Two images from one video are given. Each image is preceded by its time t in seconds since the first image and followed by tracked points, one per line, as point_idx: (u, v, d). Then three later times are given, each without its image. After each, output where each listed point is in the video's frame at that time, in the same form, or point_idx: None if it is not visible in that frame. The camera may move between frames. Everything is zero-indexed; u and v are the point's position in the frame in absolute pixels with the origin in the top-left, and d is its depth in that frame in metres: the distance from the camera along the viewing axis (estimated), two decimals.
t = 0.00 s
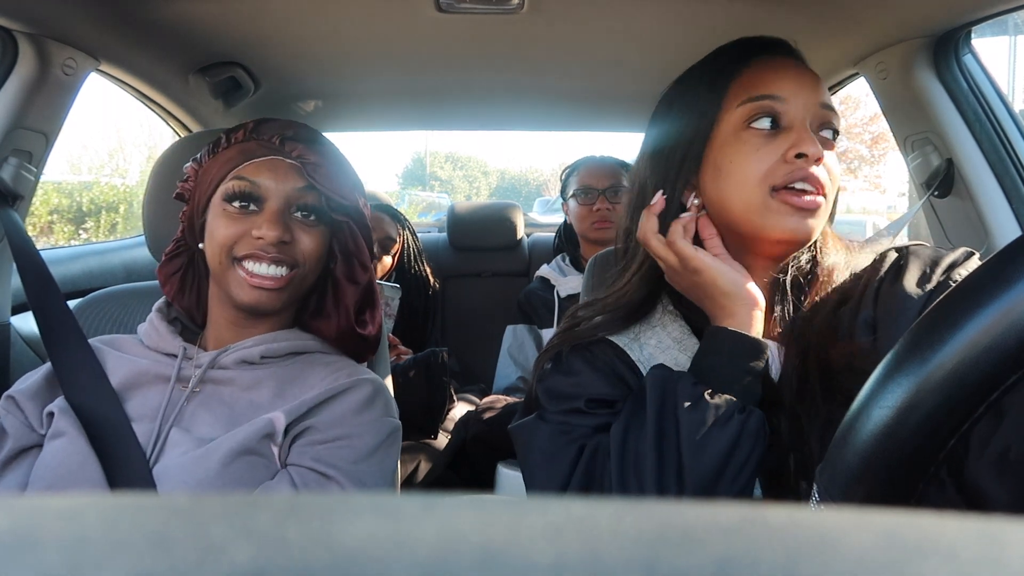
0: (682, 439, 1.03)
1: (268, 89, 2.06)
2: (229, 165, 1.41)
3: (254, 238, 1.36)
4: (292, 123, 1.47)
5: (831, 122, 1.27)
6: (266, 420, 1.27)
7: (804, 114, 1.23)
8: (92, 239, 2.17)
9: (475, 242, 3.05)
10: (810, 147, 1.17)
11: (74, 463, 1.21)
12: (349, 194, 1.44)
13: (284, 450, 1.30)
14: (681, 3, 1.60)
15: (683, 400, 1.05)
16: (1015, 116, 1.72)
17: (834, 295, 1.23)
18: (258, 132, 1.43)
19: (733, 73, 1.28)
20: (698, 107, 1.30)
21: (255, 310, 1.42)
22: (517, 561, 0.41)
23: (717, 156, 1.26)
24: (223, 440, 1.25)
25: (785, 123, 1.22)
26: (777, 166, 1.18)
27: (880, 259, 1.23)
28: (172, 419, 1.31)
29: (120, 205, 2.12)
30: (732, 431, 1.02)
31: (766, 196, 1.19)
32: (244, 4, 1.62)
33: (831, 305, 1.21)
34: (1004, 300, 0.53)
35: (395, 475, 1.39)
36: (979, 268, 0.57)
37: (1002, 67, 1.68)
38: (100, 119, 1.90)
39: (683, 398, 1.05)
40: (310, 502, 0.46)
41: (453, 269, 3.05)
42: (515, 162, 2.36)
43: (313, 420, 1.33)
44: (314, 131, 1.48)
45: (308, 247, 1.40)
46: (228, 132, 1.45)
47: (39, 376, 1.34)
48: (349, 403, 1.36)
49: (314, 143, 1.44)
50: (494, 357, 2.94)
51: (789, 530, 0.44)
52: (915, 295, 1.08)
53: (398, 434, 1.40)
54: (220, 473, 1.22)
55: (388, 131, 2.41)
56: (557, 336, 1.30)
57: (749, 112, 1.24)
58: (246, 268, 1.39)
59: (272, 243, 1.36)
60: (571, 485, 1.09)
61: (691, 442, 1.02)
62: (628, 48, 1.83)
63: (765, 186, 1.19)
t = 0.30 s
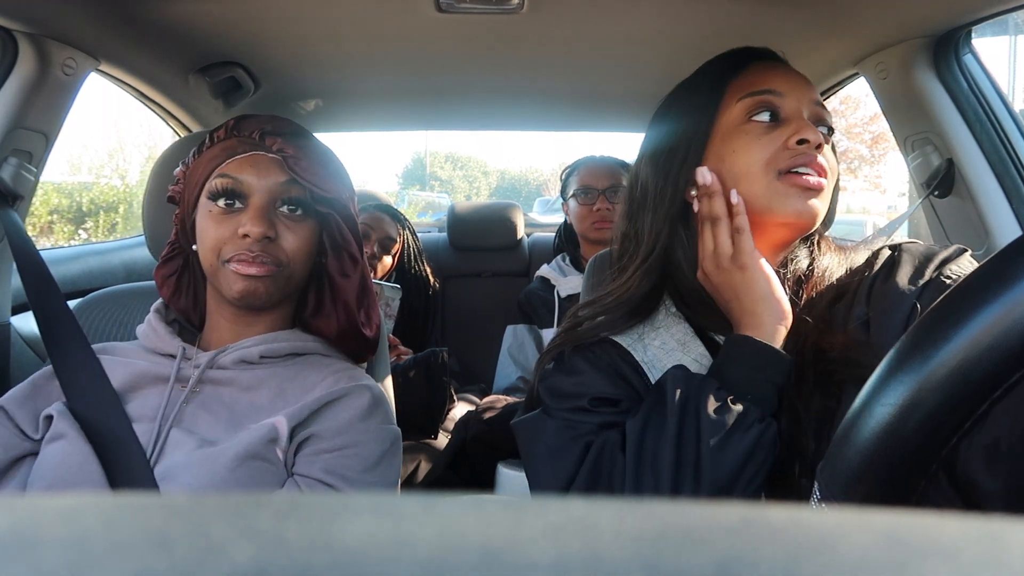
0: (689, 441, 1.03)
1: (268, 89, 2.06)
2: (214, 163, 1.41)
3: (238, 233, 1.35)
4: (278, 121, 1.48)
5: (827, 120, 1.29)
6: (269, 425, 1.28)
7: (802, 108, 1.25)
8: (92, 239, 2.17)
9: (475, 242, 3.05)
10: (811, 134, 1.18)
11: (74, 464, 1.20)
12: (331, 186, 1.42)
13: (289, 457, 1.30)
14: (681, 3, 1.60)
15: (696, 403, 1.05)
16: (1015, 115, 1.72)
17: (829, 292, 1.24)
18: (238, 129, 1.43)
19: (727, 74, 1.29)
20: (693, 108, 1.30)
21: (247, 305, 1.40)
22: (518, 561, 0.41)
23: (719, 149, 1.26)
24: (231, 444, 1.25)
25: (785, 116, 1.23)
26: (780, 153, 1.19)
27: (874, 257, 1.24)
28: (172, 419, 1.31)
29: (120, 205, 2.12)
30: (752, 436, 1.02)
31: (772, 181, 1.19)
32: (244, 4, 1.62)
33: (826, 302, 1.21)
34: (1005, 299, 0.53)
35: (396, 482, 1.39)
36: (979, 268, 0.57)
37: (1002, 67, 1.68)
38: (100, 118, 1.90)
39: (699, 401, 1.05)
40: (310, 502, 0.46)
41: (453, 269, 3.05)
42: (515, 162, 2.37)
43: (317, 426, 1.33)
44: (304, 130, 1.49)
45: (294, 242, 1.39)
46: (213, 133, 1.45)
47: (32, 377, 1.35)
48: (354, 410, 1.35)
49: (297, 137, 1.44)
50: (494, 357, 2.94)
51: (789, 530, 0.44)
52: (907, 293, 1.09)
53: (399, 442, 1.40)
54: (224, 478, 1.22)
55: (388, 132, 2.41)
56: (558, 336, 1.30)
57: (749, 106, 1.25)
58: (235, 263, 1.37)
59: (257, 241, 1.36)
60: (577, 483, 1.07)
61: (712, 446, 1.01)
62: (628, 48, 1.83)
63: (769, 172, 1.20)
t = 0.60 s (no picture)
0: (689, 443, 1.03)
1: (268, 88, 2.06)
2: (206, 160, 1.41)
3: (228, 230, 1.34)
4: (273, 118, 1.47)
5: (833, 118, 1.28)
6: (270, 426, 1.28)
7: (807, 107, 1.23)
8: (92, 239, 2.17)
9: (475, 242, 3.05)
10: (818, 137, 1.17)
11: (73, 465, 1.20)
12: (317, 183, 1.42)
13: (289, 459, 1.30)
14: (681, 2, 1.60)
15: (699, 407, 1.05)
16: (1015, 115, 1.72)
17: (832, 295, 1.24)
18: (228, 127, 1.43)
19: (727, 73, 1.29)
20: (694, 108, 1.30)
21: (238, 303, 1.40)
22: (517, 561, 0.41)
23: (724, 150, 1.26)
24: (231, 445, 1.26)
25: (791, 117, 1.22)
26: (786, 157, 1.19)
27: (879, 259, 1.24)
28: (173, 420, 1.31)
29: (120, 205, 2.12)
30: (755, 442, 1.02)
31: (778, 186, 1.20)
32: (244, 4, 1.62)
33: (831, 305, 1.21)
34: (1004, 300, 0.53)
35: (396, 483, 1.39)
36: (979, 268, 0.57)
37: (1002, 67, 1.68)
38: (100, 118, 1.90)
39: (703, 405, 1.05)
40: (310, 502, 0.46)
41: (453, 269, 3.05)
42: (515, 162, 2.39)
43: (317, 427, 1.33)
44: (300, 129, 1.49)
45: (284, 240, 1.39)
46: (207, 131, 1.45)
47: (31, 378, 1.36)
48: (355, 411, 1.35)
49: (285, 134, 1.43)
50: (494, 357, 2.94)
51: (788, 531, 0.44)
52: (911, 294, 1.09)
53: (398, 444, 1.40)
54: (224, 479, 1.22)
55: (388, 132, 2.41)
56: (559, 337, 1.30)
57: (755, 106, 1.24)
58: (225, 262, 1.36)
59: (247, 238, 1.35)
60: (577, 484, 1.07)
61: (716, 451, 1.01)
62: (628, 48, 1.83)
63: (776, 178, 1.20)
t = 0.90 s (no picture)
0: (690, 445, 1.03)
1: (268, 88, 2.06)
2: (202, 160, 1.41)
3: (223, 229, 1.35)
4: (269, 117, 1.47)
5: (832, 115, 1.28)
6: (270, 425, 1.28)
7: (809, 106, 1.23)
8: (92, 239, 2.17)
9: (475, 242, 3.05)
10: (825, 139, 1.17)
11: (73, 465, 1.20)
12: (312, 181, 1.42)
13: (289, 459, 1.30)
14: (681, 3, 1.60)
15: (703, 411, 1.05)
16: (1016, 115, 1.72)
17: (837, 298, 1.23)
18: (224, 126, 1.43)
19: (726, 71, 1.28)
20: (693, 107, 1.29)
21: (235, 305, 1.40)
22: (516, 561, 0.41)
23: (729, 153, 1.26)
24: (230, 445, 1.26)
25: (795, 118, 1.22)
26: (796, 160, 1.18)
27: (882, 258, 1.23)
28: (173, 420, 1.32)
29: (120, 204, 2.12)
30: (764, 445, 1.02)
31: (789, 190, 1.19)
32: (244, 4, 1.62)
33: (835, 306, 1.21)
34: (1005, 300, 0.53)
35: (397, 482, 1.39)
36: (979, 269, 0.57)
37: (1002, 67, 1.68)
38: (100, 118, 1.90)
39: (706, 410, 1.05)
40: (310, 503, 0.46)
41: (453, 269, 3.05)
42: (516, 162, 2.38)
43: (316, 426, 1.33)
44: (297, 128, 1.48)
45: (280, 239, 1.39)
46: (203, 130, 1.44)
47: (31, 378, 1.36)
48: (354, 411, 1.35)
49: (281, 133, 1.43)
50: (494, 357, 2.94)
51: (789, 531, 0.44)
52: (915, 294, 1.09)
53: (398, 443, 1.40)
54: (224, 479, 1.22)
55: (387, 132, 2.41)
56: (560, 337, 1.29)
57: (758, 109, 1.23)
58: (220, 261, 1.36)
59: (243, 237, 1.35)
60: (581, 487, 1.08)
61: (723, 455, 1.01)
62: (628, 48, 1.83)
63: (787, 181, 1.19)
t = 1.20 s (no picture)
0: (688, 446, 1.03)
1: (268, 89, 2.06)
2: (201, 160, 1.41)
3: (220, 231, 1.35)
4: (268, 118, 1.47)
5: (832, 120, 1.26)
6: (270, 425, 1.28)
7: (808, 116, 1.22)
8: (92, 239, 2.18)
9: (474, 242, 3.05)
10: (819, 154, 1.17)
11: (73, 465, 1.20)
12: (307, 184, 1.41)
13: (289, 459, 1.30)
14: (681, 3, 1.60)
15: (700, 412, 1.05)
16: (1015, 116, 1.72)
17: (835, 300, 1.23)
18: (223, 126, 1.43)
19: (724, 72, 1.27)
20: (690, 108, 1.29)
21: (234, 305, 1.40)
22: (516, 561, 0.41)
23: (723, 161, 1.25)
24: (230, 445, 1.26)
25: (791, 129, 1.21)
26: (789, 174, 1.18)
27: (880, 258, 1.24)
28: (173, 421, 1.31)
29: (120, 204, 2.12)
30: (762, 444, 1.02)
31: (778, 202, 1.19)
32: (244, 4, 1.62)
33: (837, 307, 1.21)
34: (1005, 299, 0.53)
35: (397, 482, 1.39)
36: (979, 269, 0.57)
37: (1002, 67, 1.68)
38: (100, 118, 1.90)
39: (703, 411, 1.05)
40: (310, 503, 0.46)
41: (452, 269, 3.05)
42: (516, 162, 2.39)
43: (316, 427, 1.33)
44: (295, 129, 1.47)
45: (278, 239, 1.39)
46: (200, 131, 1.44)
47: (31, 378, 1.35)
48: (354, 411, 1.35)
49: (279, 134, 1.43)
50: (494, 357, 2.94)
51: (790, 531, 0.44)
52: (912, 294, 1.09)
53: (398, 443, 1.40)
54: (224, 479, 1.22)
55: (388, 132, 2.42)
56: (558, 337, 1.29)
57: (754, 118, 1.22)
58: (218, 263, 1.36)
59: (241, 238, 1.35)
60: (581, 487, 1.08)
61: (720, 457, 1.01)
62: (628, 48, 1.82)
63: (776, 192, 1.20)
